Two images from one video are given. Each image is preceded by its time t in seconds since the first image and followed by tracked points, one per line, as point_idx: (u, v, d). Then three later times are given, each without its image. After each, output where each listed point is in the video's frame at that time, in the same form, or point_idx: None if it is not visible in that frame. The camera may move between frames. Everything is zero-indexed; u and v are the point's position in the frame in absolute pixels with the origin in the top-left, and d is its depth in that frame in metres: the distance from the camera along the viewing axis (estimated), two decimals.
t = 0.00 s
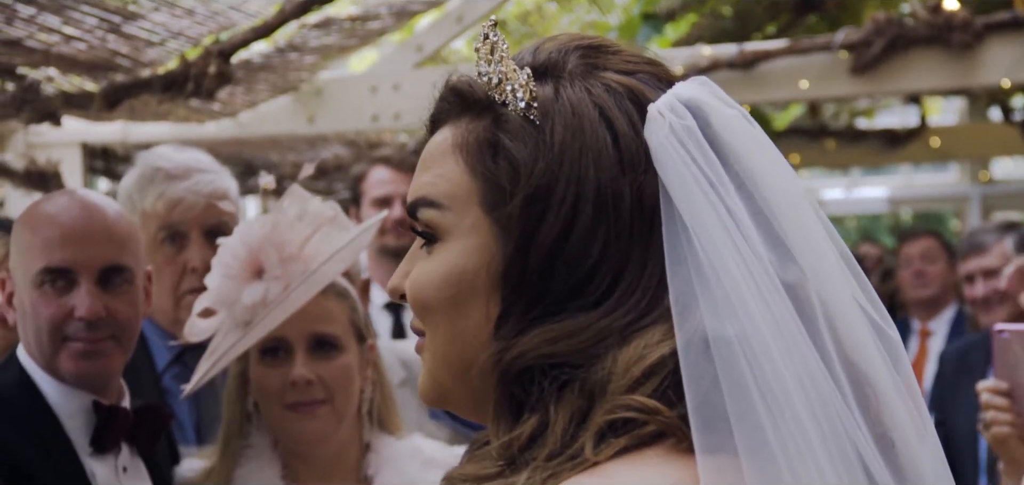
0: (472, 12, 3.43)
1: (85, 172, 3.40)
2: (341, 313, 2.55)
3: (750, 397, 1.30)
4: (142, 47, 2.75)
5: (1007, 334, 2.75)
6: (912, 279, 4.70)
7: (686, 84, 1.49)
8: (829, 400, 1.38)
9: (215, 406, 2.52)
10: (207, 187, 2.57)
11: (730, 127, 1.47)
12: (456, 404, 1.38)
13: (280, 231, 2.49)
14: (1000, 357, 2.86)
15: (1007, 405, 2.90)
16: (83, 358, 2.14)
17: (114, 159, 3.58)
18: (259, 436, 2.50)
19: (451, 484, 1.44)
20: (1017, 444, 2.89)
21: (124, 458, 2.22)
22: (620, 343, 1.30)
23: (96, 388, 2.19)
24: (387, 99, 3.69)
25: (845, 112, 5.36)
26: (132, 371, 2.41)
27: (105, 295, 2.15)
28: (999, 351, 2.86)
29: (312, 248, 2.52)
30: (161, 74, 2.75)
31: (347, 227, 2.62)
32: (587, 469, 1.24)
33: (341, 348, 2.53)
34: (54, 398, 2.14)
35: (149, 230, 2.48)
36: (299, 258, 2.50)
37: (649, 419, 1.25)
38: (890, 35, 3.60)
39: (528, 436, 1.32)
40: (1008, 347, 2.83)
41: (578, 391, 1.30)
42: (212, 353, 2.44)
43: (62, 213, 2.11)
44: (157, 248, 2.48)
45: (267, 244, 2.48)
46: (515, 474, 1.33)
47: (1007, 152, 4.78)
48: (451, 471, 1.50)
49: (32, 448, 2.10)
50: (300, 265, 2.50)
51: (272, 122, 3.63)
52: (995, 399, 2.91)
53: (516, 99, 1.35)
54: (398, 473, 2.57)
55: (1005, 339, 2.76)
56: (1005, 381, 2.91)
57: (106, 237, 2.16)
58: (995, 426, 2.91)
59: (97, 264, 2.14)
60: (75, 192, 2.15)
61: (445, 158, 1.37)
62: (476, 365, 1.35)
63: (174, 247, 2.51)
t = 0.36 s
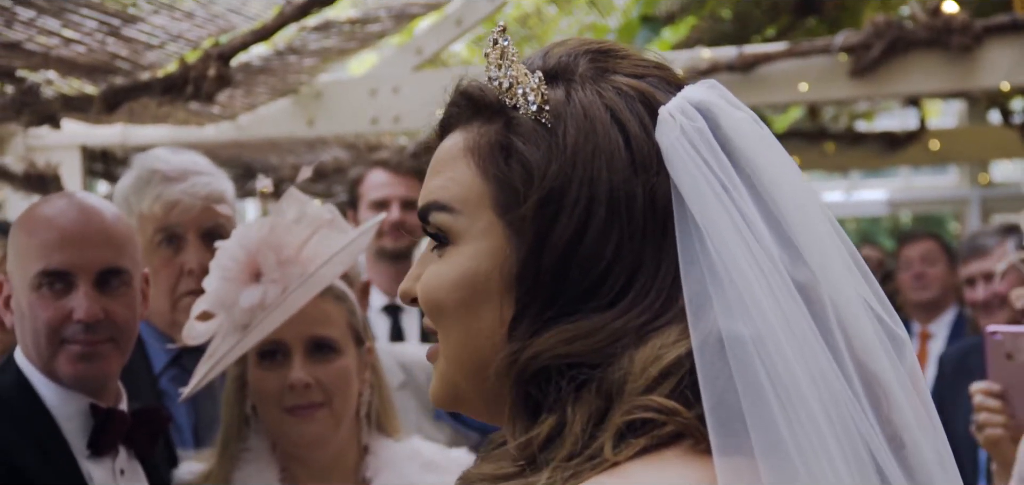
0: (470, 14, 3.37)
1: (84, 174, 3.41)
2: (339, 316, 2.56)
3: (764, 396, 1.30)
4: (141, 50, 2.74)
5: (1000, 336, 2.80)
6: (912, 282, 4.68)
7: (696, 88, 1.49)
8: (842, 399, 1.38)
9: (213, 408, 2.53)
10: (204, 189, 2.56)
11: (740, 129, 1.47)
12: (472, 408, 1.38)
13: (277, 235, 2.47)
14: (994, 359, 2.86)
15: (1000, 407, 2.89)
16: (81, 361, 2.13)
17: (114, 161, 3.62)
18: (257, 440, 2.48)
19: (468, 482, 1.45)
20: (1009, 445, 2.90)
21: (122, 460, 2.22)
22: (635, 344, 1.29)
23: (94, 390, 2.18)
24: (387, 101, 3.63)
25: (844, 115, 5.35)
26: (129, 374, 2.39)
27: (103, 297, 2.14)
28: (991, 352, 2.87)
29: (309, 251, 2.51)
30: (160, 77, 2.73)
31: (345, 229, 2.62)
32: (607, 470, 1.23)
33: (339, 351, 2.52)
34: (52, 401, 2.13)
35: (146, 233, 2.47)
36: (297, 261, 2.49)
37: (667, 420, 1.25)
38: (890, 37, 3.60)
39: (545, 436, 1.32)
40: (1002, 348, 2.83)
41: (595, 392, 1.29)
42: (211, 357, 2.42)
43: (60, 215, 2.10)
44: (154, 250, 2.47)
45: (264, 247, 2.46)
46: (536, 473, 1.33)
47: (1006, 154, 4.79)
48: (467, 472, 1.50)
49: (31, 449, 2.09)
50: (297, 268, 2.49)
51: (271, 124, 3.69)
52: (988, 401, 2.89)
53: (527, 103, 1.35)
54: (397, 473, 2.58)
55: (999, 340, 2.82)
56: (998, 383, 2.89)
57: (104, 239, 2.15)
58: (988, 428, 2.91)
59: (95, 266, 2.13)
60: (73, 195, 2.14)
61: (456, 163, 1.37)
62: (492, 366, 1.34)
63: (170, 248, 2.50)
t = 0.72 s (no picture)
0: (470, 15, 3.37)
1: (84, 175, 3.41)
2: (339, 316, 2.54)
3: (754, 396, 1.30)
4: (142, 51, 2.75)
5: (991, 336, 2.83)
6: (912, 282, 4.70)
7: (690, 90, 1.49)
8: (831, 400, 1.38)
9: (213, 409, 2.54)
10: (200, 188, 2.57)
11: (733, 131, 1.47)
12: (466, 407, 1.38)
13: (277, 235, 2.48)
14: (986, 358, 2.86)
15: (991, 406, 2.89)
16: (82, 361, 2.13)
17: (114, 161, 3.60)
18: (258, 440, 2.46)
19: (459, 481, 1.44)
20: (1000, 444, 2.89)
21: (122, 461, 2.22)
22: (627, 342, 1.29)
23: (94, 390, 2.18)
24: (387, 101, 3.63)
25: (844, 115, 5.36)
26: (129, 375, 2.40)
27: (104, 297, 2.14)
28: (983, 352, 2.86)
29: (310, 251, 2.51)
30: (160, 77, 2.74)
31: (344, 229, 2.62)
32: (596, 468, 1.23)
33: (339, 351, 2.51)
34: (53, 401, 2.13)
35: (143, 232, 2.48)
36: (297, 261, 2.49)
37: (657, 418, 1.25)
38: (890, 38, 3.60)
39: (535, 434, 1.31)
40: (993, 348, 2.83)
41: (586, 390, 1.29)
42: (211, 357, 2.43)
43: (61, 215, 2.10)
44: (151, 249, 2.48)
45: (264, 247, 2.46)
46: (525, 471, 1.32)
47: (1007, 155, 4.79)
48: (458, 471, 1.49)
49: (31, 450, 2.09)
50: (298, 267, 2.49)
51: (272, 124, 3.70)
52: (979, 401, 2.90)
53: (524, 102, 1.35)
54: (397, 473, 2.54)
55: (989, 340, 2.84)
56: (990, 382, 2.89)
57: (105, 238, 2.15)
58: (979, 427, 2.91)
59: (97, 266, 2.13)
60: (75, 195, 2.15)
61: (452, 160, 1.37)
62: (485, 363, 1.34)
63: (169, 247, 2.51)
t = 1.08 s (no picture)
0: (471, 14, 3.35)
1: (84, 174, 3.42)
2: (338, 315, 2.51)
3: (722, 402, 1.25)
4: (142, 49, 2.75)
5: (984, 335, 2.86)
6: (912, 281, 4.68)
7: (659, 92, 1.44)
8: (800, 407, 1.33)
9: (213, 407, 2.57)
10: (202, 188, 2.57)
11: (702, 132, 1.42)
12: (433, 406, 1.31)
13: (279, 234, 2.43)
14: (981, 357, 2.90)
15: (988, 405, 2.90)
16: (85, 359, 2.11)
17: (115, 161, 3.63)
18: (258, 438, 2.45)
19: None
20: (995, 444, 2.89)
21: (123, 459, 2.20)
22: (596, 346, 1.23)
23: (94, 389, 2.17)
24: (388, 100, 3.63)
25: (845, 114, 5.36)
26: (129, 375, 2.40)
27: (107, 296, 2.13)
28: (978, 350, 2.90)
29: (310, 249, 2.45)
30: (161, 76, 2.77)
31: (345, 228, 2.53)
32: (563, 473, 1.16)
33: (339, 349, 2.48)
34: (53, 401, 2.12)
35: (145, 231, 2.52)
36: (296, 260, 2.43)
37: (625, 423, 1.18)
38: (890, 37, 3.61)
39: (505, 439, 1.24)
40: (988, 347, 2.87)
41: (555, 395, 1.23)
42: (212, 355, 2.39)
43: (63, 214, 2.09)
44: (153, 248, 2.52)
45: (265, 245, 2.42)
46: (494, 476, 1.24)
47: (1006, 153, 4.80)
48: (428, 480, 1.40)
49: (31, 447, 2.05)
50: (297, 266, 2.43)
51: (272, 124, 3.68)
52: (975, 400, 2.91)
53: (493, 105, 1.31)
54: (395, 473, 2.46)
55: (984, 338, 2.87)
56: (986, 381, 2.91)
57: (108, 238, 2.14)
58: (975, 426, 2.91)
59: (99, 265, 2.12)
60: (77, 194, 2.14)
61: (420, 162, 1.31)
62: (453, 366, 1.27)
63: (170, 247, 2.54)
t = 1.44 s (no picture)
0: (471, 13, 3.31)
1: (83, 172, 3.42)
2: (337, 312, 2.45)
3: (688, 398, 1.25)
4: (141, 48, 2.75)
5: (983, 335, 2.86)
6: (912, 280, 4.66)
7: (629, 92, 1.44)
8: (766, 405, 1.33)
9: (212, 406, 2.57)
10: (203, 187, 2.58)
11: (671, 134, 1.43)
12: (402, 399, 1.31)
13: (276, 232, 2.44)
14: (977, 357, 2.91)
15: (984, 406, 2.90)
16: (85, 358, 2.11)
17: (114, 159, 3.63)
18: (256, 437, 2.45)
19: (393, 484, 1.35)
20: (992, 444, 2.87)
21: (121, 458, 2.20)
22: (562, 344, 1.24)
23: (93, 387, 2.16)
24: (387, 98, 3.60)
25: (844, 113, 5.36)
26: (129, 374, 2.41)
27: (107, 296, 2.12)
28: (975, 350, 2.91)
29: (308, 248, 2.43)
30: (161, 74, 2.77)
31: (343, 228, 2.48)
32: (527, 471, 1.18)
33: (338, 348, 2.43)
34: (52, 399, 2.11)
35: (146, 230, 2.55)
36: (294, 259, 2.42)
37: (590, 421, 1.19)
38: (889, 35, 3.61)
39: (470, 438, 1.26)
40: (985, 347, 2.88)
41: (521, 393, 1.24)
42: (210, 355, 2.38)
43: (63, 213, 2.09)
44: (154, 247, 2.54)
45: (262, 243, 2.43)
46: (458, 476, 1.26)
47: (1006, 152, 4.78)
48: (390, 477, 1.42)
49: (29, 445, 2.04)
50: (295, 265, 2.42)
51: (272, 122, 3.70)
52: (971, 400, 2.91)
53: (461, 102, 1.31)
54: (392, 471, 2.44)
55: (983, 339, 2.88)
56: (982, 382, 2.90)
57: (107, 237, 2.13)
58: (972, 426, 2.90)
59: (100, 265, 2.11)
60: (77, 192, 2.13)
61: (389, 160, 1.32)
62: (418, 365, 1.29)
63: (171, 245, 2.56)
